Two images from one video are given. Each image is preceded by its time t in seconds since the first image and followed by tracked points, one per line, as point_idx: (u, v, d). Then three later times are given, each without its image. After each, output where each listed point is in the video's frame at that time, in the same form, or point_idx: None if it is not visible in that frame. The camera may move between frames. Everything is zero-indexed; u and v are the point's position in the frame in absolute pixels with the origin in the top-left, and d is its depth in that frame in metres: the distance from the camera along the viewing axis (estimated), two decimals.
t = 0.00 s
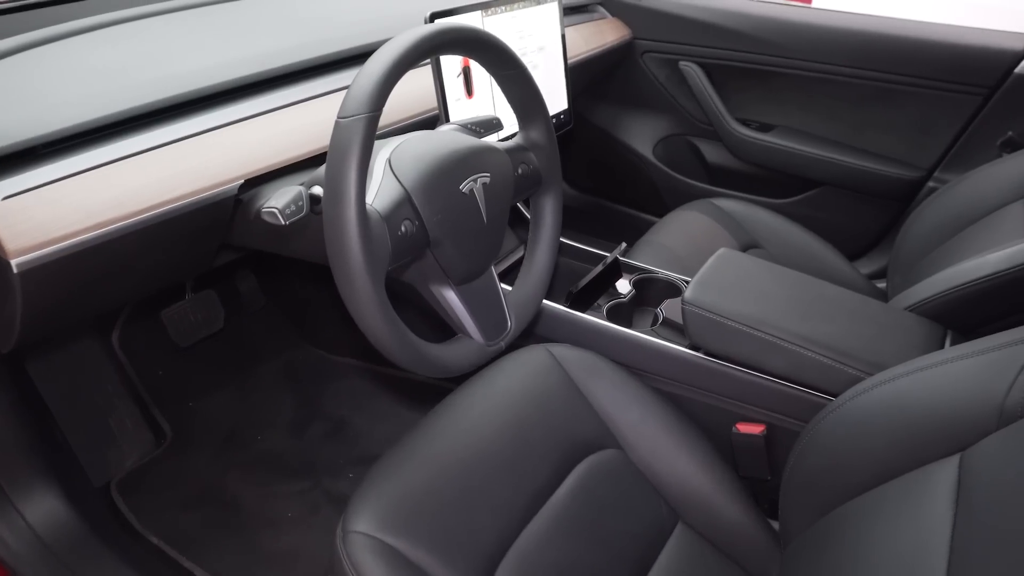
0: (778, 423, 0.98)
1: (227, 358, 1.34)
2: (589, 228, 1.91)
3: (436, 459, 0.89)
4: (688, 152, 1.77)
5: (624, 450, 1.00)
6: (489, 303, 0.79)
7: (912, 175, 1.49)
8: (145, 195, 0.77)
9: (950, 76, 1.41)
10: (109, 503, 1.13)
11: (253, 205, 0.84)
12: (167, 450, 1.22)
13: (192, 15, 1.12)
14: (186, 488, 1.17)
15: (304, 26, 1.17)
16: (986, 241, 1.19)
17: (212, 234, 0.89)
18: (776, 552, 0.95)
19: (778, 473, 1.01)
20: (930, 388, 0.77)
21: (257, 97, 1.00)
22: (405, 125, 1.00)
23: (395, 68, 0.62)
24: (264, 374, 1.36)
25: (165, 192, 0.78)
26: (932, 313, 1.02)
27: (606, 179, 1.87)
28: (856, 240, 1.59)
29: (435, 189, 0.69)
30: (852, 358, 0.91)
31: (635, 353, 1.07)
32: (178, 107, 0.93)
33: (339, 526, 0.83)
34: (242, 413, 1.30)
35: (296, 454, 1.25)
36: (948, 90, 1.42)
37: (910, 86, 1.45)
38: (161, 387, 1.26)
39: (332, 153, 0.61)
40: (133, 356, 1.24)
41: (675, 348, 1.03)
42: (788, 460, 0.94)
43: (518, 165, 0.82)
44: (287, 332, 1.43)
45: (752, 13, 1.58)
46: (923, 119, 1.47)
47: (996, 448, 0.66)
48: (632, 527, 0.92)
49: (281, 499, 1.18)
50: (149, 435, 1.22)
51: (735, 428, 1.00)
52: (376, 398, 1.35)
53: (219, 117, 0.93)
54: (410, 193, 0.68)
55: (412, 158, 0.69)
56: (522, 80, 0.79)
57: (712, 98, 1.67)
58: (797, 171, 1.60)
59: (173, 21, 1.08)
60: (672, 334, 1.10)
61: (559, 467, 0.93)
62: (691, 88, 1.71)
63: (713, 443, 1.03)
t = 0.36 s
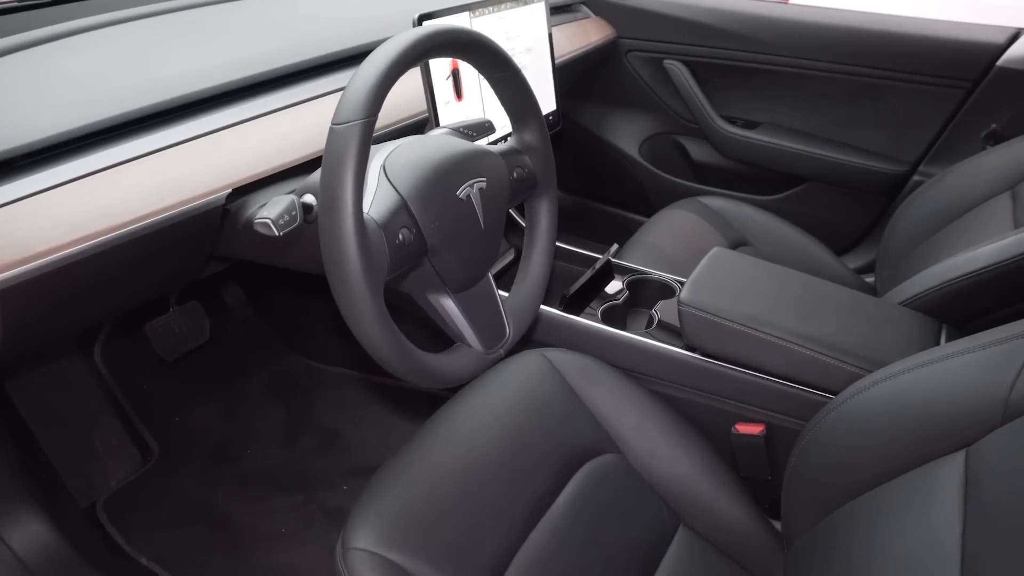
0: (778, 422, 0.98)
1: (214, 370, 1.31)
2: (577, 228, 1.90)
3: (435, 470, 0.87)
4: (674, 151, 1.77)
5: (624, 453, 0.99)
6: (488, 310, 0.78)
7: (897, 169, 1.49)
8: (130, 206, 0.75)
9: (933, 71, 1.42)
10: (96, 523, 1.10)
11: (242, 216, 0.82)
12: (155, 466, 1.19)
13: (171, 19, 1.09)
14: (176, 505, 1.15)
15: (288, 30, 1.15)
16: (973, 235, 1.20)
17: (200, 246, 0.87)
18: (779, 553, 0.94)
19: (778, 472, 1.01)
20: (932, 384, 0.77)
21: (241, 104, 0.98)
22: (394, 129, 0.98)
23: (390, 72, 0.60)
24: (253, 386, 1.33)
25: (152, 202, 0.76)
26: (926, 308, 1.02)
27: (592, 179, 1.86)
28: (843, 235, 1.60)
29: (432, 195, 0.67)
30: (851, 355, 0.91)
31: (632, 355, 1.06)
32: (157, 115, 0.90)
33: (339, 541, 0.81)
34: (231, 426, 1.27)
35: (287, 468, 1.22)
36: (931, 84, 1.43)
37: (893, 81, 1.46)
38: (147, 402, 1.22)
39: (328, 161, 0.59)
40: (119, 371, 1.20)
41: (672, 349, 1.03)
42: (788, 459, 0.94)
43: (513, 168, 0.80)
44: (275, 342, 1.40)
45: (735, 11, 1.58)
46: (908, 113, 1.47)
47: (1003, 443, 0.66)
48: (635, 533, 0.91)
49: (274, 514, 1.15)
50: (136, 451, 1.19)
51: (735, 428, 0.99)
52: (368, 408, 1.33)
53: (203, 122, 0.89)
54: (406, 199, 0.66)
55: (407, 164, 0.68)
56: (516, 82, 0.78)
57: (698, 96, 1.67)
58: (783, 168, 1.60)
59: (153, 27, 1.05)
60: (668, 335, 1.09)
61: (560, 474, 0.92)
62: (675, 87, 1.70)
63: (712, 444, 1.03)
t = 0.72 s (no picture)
0: (778, 427, 0.97)
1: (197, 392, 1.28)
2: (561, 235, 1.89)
3: (435, 487, 0.85)
4: (658, 156, 1.77)
5: (624, 464, 0.97)
6: (486, 324, 0.76)
7: (879, 170, 1.51)
8: (118, 225, 0.72)
9: (913, 72, 1.43)
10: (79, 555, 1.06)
11: (229, 233, 0.80)
12: (139, 493, 1.16)
13: (149, 32, 1.06)
14: (164, 532, 1.11)
15: (269, 42, 1.13)
16: (960, 233, 1.21)
17: (185, 266, 0.84)
18: (782, 559, 0.93)
19: (778, 477, 1.00)
20: (934, 384, 0.77)
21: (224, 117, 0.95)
22: (381, 141, 0.96)
23: (385, 84, 0.59)
24: (239, 406, 1.30)
25: (140, 221, 0.73)
26: (920, 308, 1.02)
27: (576, 185, 1.85)
28: (827, 236, 1.61)
29: (428, 208, 0.66)
30: (849, 358, 0.91)
31: (628, 363, 1.05)
32: (139, 132, 0.87)
33: (339, 565, 0.79)
34: (218, 448, 1.24)
35: (278, 489, 1.20)
36: (911, 85, 1.44)
37: (874, 82, 1.48)
38: (129, 426, 1.19)
39: (323, 176, 0.57)
40: (100, 395, 1.17)
41: (668, 356, 1.02)
42: (789, 463, 0.93)
43: (508, 178, 0.79)
44: (261, 360, 1.37)
45: (716, 15, 1.58)
46: (889, 114, 1.49)
47: (1011, 442, 0.66)
48: (639, 544, 0.90)
49: (266, 537, 1.12)
50: (120, 477, 1.16)
51: (734, 433, 0.98)
52: (359, 425, 1.30)
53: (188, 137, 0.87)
54: (403, 213, 0.64)
55: (402, 177, 0.66)
56: (509, 91, 0.76)
57: (680, 100, 1.67)
58: (767, 170, 1.60)
59: (130, 40, 1.02)
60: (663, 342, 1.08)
61: (562, 488, 0.90)
62: (657, 91, 1.71)
63: (712, 451, 1.02)
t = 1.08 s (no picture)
0: (765, 425, 0.97)
1: (165, 412, 1.24)
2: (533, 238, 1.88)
3: (422, 501, 0.83)
4: (628, 157, 1.77)
5: (613, 469, 0.96)
6: (472, 332, 0.74)
7: (846, 165, 1.53)
8: (76, 243, 0.66)
9: (876, 68, 1.46)
10: None
11: (201, 245, 0.74)
12: (107, 522, 1.12)
13: (105, 40, 1.02)
14: (136, 561, 1.07)
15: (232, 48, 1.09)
16: (929, 226, 1.22)
17: (154, 282, 0.80)
18: (773, 558, 0.93)
19: (765, 475, 1.00)
20: (922, 378, 0.77)
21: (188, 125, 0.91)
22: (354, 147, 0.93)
23: (365, 86, 0.56)
24: (210, 425, 1.26)
25: (109, 235, 0.68)
26: (897, 301, 1.03)
27: (546, 188, 1.84)
28: (797, 231, 1.62)
29: (411, 215, 0.63)
30: (833, 353, 0.91)
31: (611, 367, 1.04)
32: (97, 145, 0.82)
33: None
34: (190, 470, 1.20)
35: (255, 509, 1.15)
36: (875, 81, 1.47)
37: (838, 79, 1.50)
38: (95, 452, 1.15)
39: (303, 184, 0.54)
40: (63, 421, 1.13)
41: (652, 357, 1.01)
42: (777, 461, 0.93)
43: (489, 182, 0.77)
44: (231, 376, 1.32)
45: (681, 15, 1.59)
46: (854, 111, 1.51)
47: (1002, 432, 0.66)
48: (633, 550, 0.88)
49: (244, 561, 1.08)
50: (86, 505, 1.12)
51: (722, 433, 0.98)
52: (336, 439, 1.26)
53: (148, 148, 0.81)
54: (386, 221, 0.62)
55: (384, 183, 0.63)
56: (488, 92, 0.74)
57: (649, 100, 1.67)
58: (736, 168, 1.61)
59: (85, 47, 0.98)
60: (645, 344, 1.08)
61: (552, 496, 0.89)
62: (626, 92, 1.71)
63: (699, 451, 1.01)
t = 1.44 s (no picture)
0: (753, 422, 0.97)
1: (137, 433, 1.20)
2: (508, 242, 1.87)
3: (412, 514, 0.81)
4: (600, 158, 1.77)
5: (604, 472, 0.95)
6: (460, 339, 0.72)
7: (815, 162, 1.55)
8: (75, 247, 0.63)
9: (841, 65, 1.48)
10: None
11: (175, 258, 0.72)
12: (78, 551, 1.08)
13: (62, 47, 0.98)
14: None
15: (197, 54, 1.06)
16: (901, 218, 1.24)
17: (127, 298, 0.78)
18: (767, 554, 0.93)
19: (754, 471, 1.00)
20: (909, 369, 0.77)
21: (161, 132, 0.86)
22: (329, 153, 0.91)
23: (348, 88, 0.54)
24: (185, 446, 1.23)
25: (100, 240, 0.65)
26: (876, 293, 1.05)
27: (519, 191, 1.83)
28: (770, 228, 1.64)
29: (398, 221, 0.62)
30: (818, 347, 0.91)
31: (597, 369, 1.03)
32: (69, 153, 0.76)
33: None
34: (165, 493, 1.16)
35: (235, 531, 1.12)
36: (841, 78, 1.49)
37: (804, 77, 1.52)
38: (63, 478, 1.11)
39: (286, 191, 0.52)
40: (27, 449, 1.08)
41: (636, 358, 1.00)
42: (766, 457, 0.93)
43: (473, 185, 0.75)
44: (204, 393, 1.28)
45: (649, 16, 1.60)
46: (821, 107, 1.53)
47: (992, 420, 0.66)
48: (629, 553, 0.87)
49: None
50: (55, 536, 1.08)
51: (710, 431, 0.99)
52: (316, 453, 1.23)
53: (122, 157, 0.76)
54: (373, 227, 0.60)
55: (368, 188, 0.61)
56: (470, 94, 0.73)
57: (619, 101, 1.68)
58: (707, 167, 1.62)
59: (42, 55, 0.94)
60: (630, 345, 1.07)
61: (544, 503, 0.87)
62: (596, 94, 1.71)
63: (687, 450, 1.01)
